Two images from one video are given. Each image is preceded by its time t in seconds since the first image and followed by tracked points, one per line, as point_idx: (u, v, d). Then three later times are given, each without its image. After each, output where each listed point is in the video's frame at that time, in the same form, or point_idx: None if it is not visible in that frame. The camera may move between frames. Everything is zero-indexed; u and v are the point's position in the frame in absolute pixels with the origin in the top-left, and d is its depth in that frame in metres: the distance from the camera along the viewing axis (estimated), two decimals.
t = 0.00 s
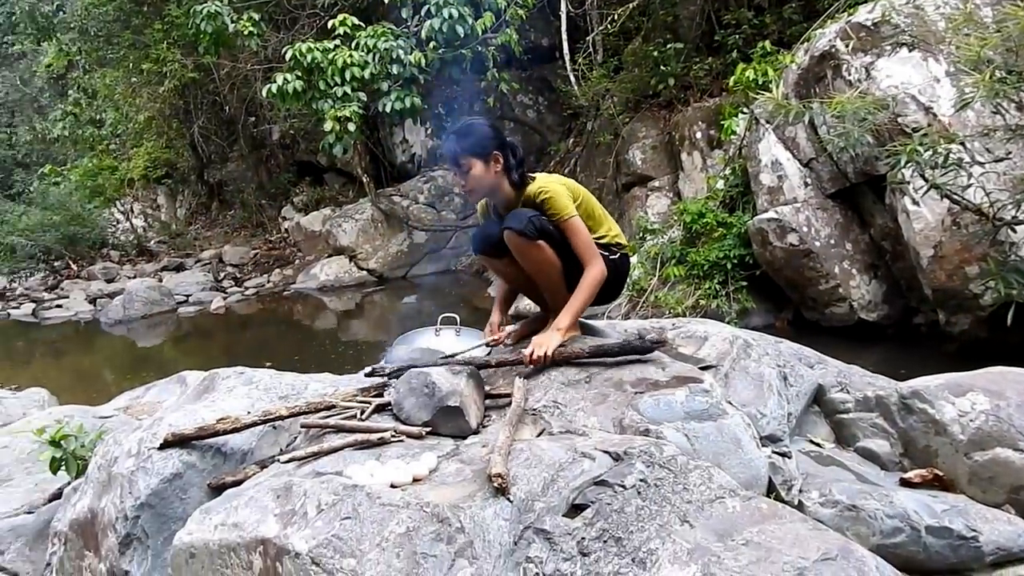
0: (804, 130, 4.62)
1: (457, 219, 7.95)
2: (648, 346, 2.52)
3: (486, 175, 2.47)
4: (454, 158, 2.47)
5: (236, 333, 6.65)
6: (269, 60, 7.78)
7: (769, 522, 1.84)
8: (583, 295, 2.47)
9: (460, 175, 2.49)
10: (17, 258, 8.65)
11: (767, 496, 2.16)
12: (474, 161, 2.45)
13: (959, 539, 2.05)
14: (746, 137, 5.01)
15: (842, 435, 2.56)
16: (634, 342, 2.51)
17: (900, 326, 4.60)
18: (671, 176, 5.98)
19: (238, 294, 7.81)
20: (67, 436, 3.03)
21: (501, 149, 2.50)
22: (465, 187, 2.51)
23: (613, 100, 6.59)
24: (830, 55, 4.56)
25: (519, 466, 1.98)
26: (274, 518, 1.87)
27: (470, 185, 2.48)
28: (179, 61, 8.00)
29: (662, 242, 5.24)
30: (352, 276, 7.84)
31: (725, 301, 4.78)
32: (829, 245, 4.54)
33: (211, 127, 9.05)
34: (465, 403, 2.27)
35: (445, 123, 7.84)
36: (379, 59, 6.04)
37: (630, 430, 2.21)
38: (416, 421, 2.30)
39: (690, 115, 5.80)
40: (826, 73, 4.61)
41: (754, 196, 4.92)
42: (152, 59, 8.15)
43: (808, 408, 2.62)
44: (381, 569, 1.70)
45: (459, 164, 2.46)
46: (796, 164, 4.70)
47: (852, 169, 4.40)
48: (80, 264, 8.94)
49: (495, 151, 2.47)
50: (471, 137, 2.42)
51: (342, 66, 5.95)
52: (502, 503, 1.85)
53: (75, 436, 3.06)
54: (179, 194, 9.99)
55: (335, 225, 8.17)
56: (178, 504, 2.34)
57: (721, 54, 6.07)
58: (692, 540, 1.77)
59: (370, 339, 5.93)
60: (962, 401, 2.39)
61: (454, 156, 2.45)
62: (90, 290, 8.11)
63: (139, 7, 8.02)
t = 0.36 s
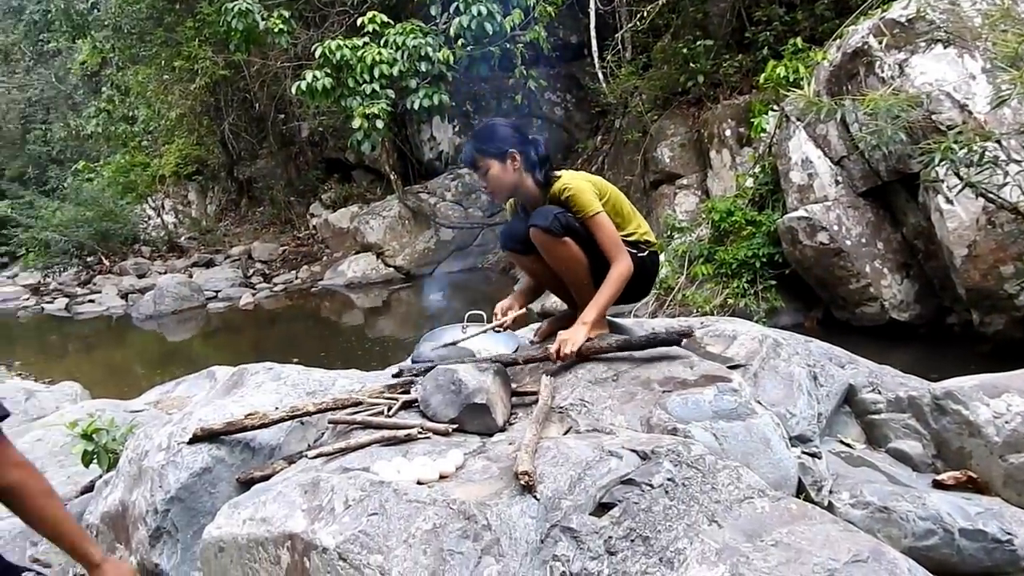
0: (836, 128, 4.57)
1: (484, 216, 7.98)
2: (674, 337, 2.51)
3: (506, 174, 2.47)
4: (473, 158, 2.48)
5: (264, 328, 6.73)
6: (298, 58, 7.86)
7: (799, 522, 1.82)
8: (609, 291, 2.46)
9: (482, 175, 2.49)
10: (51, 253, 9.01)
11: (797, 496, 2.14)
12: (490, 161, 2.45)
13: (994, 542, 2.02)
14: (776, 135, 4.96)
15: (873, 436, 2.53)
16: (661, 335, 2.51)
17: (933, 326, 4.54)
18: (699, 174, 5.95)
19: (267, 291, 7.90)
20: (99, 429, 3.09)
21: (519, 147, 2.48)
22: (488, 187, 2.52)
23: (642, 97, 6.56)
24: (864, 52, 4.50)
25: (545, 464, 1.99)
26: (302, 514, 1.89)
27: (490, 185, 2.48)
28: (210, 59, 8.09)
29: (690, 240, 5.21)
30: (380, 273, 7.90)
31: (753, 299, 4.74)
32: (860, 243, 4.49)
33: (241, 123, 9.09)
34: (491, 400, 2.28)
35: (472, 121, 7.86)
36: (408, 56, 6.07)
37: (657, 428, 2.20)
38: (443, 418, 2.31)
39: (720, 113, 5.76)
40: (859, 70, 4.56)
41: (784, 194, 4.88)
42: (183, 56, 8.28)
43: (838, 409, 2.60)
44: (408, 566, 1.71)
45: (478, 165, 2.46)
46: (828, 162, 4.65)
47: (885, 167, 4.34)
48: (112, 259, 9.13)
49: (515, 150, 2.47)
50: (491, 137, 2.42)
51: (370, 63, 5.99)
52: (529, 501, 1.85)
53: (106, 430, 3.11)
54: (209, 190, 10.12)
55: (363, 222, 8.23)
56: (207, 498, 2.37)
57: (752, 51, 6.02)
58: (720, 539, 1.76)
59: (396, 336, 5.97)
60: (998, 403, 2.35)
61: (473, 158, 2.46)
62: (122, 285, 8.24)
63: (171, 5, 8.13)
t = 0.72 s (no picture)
0: (853, 127, 4.54)
1: (498, 214, 7.99)
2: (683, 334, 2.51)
3: (519, 174, 2.46)
4: (487, 158, 2.45)
5: (279, 326, 6.76)
6: (314, 56, 7.88)
7: (814, 523, 1.81)
8: (618, 288, 2.47)
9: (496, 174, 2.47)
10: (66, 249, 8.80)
11: (812, 496, 2.13)
12: (504, 161, 2.43)
13: (1012, 543, 2.01)
14: (792, 134, 4.94)
15: (889, 436, 2.52)
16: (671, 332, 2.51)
17: (950, 326, 4.51)
18: (715, 173, 5.93)
19: (281, 289, 7.94)
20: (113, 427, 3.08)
21: (532, 145, 2.46)
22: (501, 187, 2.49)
23: (657, 96, 6.54)
24: (881, 51, 4.47)
25: (559, 462, 1.99)
26: (316, 511, 1.90)
27: (503, 185, 2.46)
28: (226, 57, 8.13)
29: (705, 240, 5.19)
30: (394, 271, 7.93)
31: (768, 299, 4.72)
32: (876, 243, 4.46)
33: (257, 122, 9.12)
34: (505, 399, 2.28)
35: (487, 119, 7.87)
36: (424, 55, 6.09)
37: (672, 427, 2.19)
38: (457, 416, 2.32)
39: (735, 112, 5.74)
40: (876, 68, 4.53)
41: (800, 194, 4.86)
42: (198, 54, 8.33)
43: (854, 409, 2.59)
44: (422, 564, 1.71)
45: (491, 165, 2.44)
46: (844, 162, 4.62)
47: (902, 166, 4.31)
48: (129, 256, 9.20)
49: (528, 149, 2.45)
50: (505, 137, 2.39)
51: (386, 61, 6.00)
52: (543, 500, 1.85)
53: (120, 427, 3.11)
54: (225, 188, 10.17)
55: (377, 220, 8.26)
56: (222, 495, 2.38)
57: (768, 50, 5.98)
58: (736, 539, 1.76)
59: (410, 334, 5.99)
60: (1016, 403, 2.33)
61: (486, 157, 2.44)
62: (138, 282, 8.29)
63: (189, 3, 8.19)
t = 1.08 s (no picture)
0: (858, 127, 4.53)
1: (502, 214, 8.00)
2: (688, 342, 2.48)
3: (532, 169, 2.49)
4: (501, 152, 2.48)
5: (283, 325, 6.78)
6: (319, 55, 7.90)
7: (820, 525, 1.82)
8: (624, 286, 2.47)
9: (507, 170, 2.50)
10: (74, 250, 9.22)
11: (819, 498, 2.14)
12: (519, 156, 2.46)
13: (1019, 547, 2.01)
14: (797, 134, 4.94)
15: (895, 438, 2.52)
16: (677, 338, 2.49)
17: (955, 327, 4.50)
18: (720, 173, 5.93)
19: (286, 288, 7.96)
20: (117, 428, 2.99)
21: (546, 142, 2.51)
22: (512, 183, 2.52)
23: (662, 96, 6.53)
24: (886, 51, 4.46)
25: (566, 464, 1.99)
26: (323, 511, 1.90)
27: (516, 180, 2.49)
28: (231, 56, 8.13)
29: (710, 240, 5.19)
30: (398, 270, 7.95)
31: (773, 299, 4.71)
32: (881, 244, 4.45)
33: (262, 120, 9.11)
34: (511, 400, 2.29)
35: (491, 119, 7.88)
36: (429, 54, 6.09)
37: (678, 429, 2.19)
38: (463, 417, 2.33)
39: (740, 112, 5.74)
40: (881, 69, 4.52)
41: (805, 194, 4.85)
42: (204, 53, 8.29)
43: (860, 411, 2.59)
44: (428, 565, 1.71)
45: (506, 159, 2.48)
46: (849, 162, 4.61)
47: (907, 167, 4.30)
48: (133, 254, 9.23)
49: (541, 145, 2.49)
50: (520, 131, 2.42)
51: (391, 61, 6.01)
52: (549, 502, 1.86)
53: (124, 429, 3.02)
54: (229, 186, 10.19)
55: (382, 219, 8.28)
56: (227, 494, 2.39)
57: (773, 50, 5.97)
58: (741, 542, 1.77)
59: (414, 333, 5.99)
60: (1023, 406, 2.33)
61: (500, 152, 2.47)
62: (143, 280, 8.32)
63: (194, 2, 8.21)
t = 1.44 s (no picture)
0: (864, 129, 4.53)
1: (507, 215, 8.03)
2: (696, 344, 2.49)
3: (545, 169, 2.51)
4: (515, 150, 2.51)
5: (289, 326, 6.78)
6: (325, 57, 7.93)
7: (831, 528, 1.82)
8: (632, 288, 2.46)
9: (519, 167, 2.52)
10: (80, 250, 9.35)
11: (828, 501, 2.14)
12: (532, 155, 2.49)
13: None
14: (803, 135, 4.94)
15: (904, 440, 2.53)
16: (685, 340, 2.50)
17: (962, 328, 4.50)
18: (725, 175, 5.96)
19: (291, 289, 7.98)
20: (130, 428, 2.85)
21: (560, 144, 2.52)
22: (523, 180, 2.54)
23: (667, 97, 6.54)
24: (892, 52, 4.46)
25: (575, 466, 1.99)
26: (332, 513, 1.90)
27: (529, 178, 2.51)
28: (237, 58, 8.10)
29: (716, 241, 5.20)
30: (403, 272, 7.97)
31: (779, 301, 4.72)
32: (888, 245, 4.45)
33: (267, 123, 9.10)
34: (520, 402, 2.29)
35: (496, 121, 7.89)
36: (434, 56, 6.11)
37: (686, 431, 2.19)
38: (472, 419, 2.33)
39: (745, 113, 5.75)
40: (887, 70, 4.52)
41: (811, 196, 4.86)
42: (209, 56, 8.25)
43: (869, 413, 2.60)
44: (438, 567, 1.71)
45: (519, 157, 2.50)
46: (855, 163, 4.61)
47: (913, 168, 4.30)
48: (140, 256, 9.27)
49: (555, 146, 2.51)
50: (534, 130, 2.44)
51: (396, 63, 6.02)
52: (558, 504, 1.86)
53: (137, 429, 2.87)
54: (235, 188, 10.23)
55: (387, 221, 8.29)
56: (236, 496, 2.38)
57: (778, 51, 5.98)
58: (751, 545, 1.77)
59: (420, 335, 6.00)
60: None
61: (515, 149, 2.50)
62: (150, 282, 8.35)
63: (199, 4, 8.24)
